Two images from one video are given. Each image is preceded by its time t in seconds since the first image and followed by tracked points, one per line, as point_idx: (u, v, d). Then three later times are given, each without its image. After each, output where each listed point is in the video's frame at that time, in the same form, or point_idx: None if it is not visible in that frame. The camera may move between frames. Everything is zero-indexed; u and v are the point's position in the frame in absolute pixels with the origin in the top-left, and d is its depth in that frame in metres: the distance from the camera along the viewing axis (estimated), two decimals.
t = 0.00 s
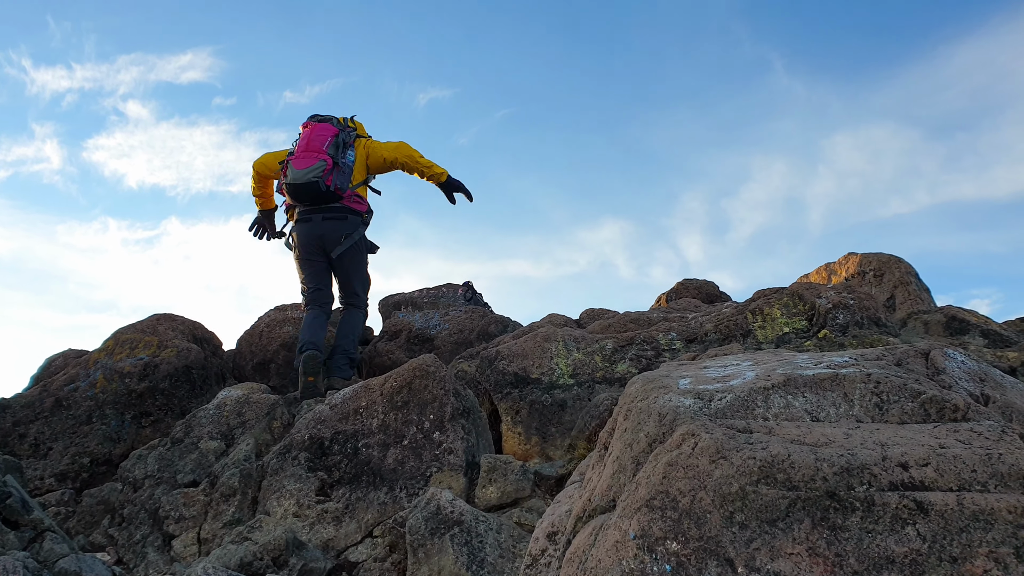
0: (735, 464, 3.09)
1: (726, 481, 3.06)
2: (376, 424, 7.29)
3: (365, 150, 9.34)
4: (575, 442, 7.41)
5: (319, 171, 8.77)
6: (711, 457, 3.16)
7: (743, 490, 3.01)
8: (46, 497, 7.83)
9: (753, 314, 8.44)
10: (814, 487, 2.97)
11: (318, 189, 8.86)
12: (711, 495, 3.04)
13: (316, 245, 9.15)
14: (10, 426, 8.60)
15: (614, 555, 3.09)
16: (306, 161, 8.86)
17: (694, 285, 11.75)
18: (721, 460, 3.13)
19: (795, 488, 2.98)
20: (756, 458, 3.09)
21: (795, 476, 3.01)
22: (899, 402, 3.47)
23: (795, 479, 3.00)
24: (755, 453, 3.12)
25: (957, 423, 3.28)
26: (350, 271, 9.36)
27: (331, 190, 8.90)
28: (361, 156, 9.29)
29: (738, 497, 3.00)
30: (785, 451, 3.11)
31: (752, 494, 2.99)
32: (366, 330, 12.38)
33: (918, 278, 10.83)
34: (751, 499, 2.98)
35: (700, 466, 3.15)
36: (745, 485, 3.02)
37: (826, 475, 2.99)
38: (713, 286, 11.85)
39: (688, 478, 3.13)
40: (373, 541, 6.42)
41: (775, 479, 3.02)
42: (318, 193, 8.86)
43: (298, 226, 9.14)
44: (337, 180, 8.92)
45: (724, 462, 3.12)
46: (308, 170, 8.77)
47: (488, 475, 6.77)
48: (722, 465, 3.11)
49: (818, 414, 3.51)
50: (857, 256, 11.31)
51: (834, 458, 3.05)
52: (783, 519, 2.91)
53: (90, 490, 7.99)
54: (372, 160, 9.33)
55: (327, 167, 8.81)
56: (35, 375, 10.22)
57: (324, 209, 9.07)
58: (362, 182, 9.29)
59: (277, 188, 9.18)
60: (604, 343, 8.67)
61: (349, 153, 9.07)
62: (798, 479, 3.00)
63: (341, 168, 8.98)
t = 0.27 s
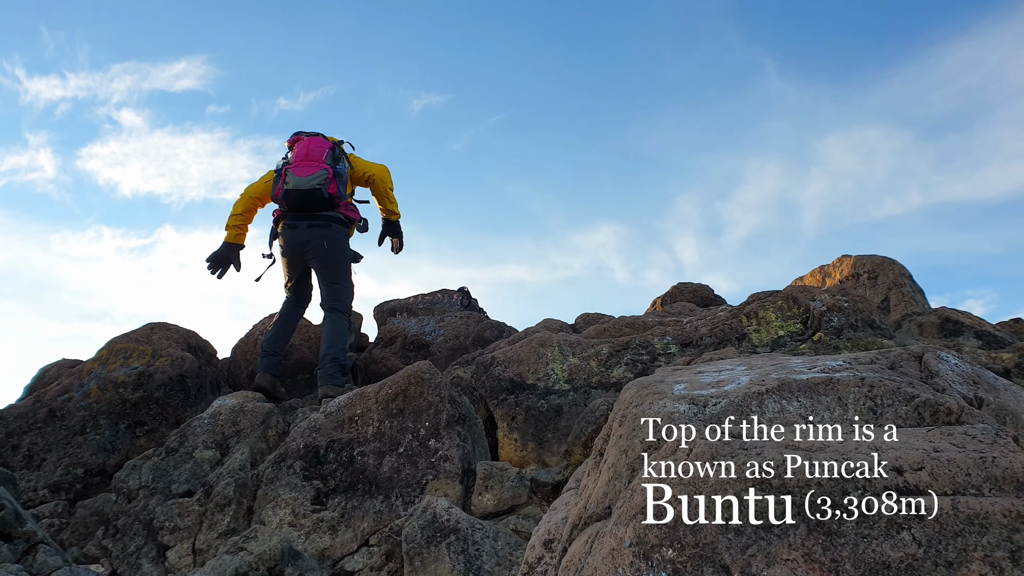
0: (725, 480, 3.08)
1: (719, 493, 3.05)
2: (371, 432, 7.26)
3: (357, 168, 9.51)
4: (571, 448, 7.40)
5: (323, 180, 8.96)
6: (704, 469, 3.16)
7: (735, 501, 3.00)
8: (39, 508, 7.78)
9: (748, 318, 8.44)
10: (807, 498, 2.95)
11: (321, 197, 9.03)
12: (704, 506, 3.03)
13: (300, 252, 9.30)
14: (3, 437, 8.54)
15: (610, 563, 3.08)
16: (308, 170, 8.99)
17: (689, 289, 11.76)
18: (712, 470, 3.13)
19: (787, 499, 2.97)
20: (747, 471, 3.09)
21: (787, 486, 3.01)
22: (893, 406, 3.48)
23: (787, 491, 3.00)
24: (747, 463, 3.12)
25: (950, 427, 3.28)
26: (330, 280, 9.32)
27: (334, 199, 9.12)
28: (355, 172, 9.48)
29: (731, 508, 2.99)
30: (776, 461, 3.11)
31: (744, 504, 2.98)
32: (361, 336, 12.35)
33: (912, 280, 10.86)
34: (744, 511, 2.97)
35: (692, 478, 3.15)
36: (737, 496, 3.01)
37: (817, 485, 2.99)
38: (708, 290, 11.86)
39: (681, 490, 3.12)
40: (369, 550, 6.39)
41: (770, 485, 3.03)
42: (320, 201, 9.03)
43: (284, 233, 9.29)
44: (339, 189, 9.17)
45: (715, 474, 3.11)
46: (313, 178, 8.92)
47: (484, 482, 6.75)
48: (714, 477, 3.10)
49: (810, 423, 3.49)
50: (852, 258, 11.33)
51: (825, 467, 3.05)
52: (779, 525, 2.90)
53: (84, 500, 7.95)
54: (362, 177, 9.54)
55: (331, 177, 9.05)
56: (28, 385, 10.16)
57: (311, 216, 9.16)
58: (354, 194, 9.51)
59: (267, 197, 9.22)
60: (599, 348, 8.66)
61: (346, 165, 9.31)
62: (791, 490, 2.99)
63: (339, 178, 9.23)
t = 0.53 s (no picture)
0: (725, 480, 3.11)
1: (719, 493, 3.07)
2: (366, 439, 7.24)
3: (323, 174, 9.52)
4: (566, 457, 7.39)
5: (289, 189, 9.00)
6: (703, 469, 3.18)
7: (735, 501, 3.02)
8: (31, 513, 7.73)
9: (743, 328, 8.45)
10: (806, 500, 2.97)
11: (290, 207, 9.10)
12: (704, 507, 3.04)
13: (284, 259, 9.43)
14: None
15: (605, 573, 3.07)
16: (273, 183, 9.06)
17: (685, 299, 11.77)
18: (712, 470, 3.15)
19: (786, 499, 2.99)
20: (746, 472, 3.12)
21: (785, 487, 3.04)
22: (888, 419, 3.48)
23: (785, 492, 3.02)
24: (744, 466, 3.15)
25: (945, 440, 3.29)
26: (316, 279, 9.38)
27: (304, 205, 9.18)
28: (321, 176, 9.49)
29: (731, 508, 3.01)
30: (773, 464, 3.15)
31: (745, 504, 3.00)
32: (356, 343, 12.33)
33: (907, 292, 10.89)
34: (744, 510, 2.99)
35: (692, 478, 3.17)
36: (736, 496, 3.03)
37: (815, 485, 3.01)
38: (704, 300, 11.88)
39: (681, 490, 3.14)
40: (363, 557, 6.38)
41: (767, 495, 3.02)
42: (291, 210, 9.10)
43: (266, 245, 9.47)
44: (307, 195, 9.21)
45: (715, 474, 3.14)
46: (280, 190, 8.98)
47: (479, 490, 6.73)
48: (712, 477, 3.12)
49: (812, 423, 3.55)
50: (847, 270, 11.36)
51: (820, 468, 3.10)
52: (774, 536, 2.90)
53: (77, 505, 7.90)
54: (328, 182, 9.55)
55: (297, 185, 9.09)
56: (22, 389, 10.11)
57: (286, 225, 9.27)
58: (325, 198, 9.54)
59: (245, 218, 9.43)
60: (595, 358, 8.66)
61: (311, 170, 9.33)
62: (790, 490, 3.01)
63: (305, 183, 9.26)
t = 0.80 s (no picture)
0: (725, 479, 3.10)
1: (718, 493, 3.06)
2: (365, 438, 7.22)
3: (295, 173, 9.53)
4: (565, 457, 7.38)
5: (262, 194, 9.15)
6: (704, 469, 3.17)
7: (735, 501, 3.01)
8: (30, 511, 7.72)
9: (743, 328, 8.45)
10: (806, 499, 2.96)
11: (268, 211, 9.24)
12: (704, 507, 3.04)
13: (279, 261, 9.60)
14: None
15: (605, 571, 3.06)
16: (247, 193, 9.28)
17: (684, 299, 11.77)
18: (712, 470, 3.15)
19: (786, 499, 2.98)
20: (746, 471, 3.11)
21: (785, 487, 3.03)
22: (889, 418, 3.48)
23: (785, 492, 3.01)
24: (744, 466, 3.14)
25: (945, 439, 3.29)
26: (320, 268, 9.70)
27: (278, 208, 9.28)
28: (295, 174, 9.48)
29: (731, 508, 3.00)
30: (773, 464, 3.14)
31: (745, 504, 2.99)
32: (356, 343, 12.32)
33: (906, 292, 10.89)
34: (744, 510, 2.98)
35: (692, 478, 3.16)
36: (736, 497, 3.02)
37: (815, 487, 3.00)
38: (703, 300, 11.87)
39: (681, 490, 3.13)
40: (362, 556, 6.37)
41: (767, 494, 3.02)
42: (268, 215, 9.24)
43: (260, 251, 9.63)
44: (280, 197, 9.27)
45: (715, 474, 3.12)
46: (251, 199, 9.16)
47: (477, 489, 6.73)
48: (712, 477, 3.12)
49: (811, 422, 3.54)
50: (847, 270, 11.35)
51: (820, 468, 3.08)
52: (774, 535, 2.90)
53: (75, 504, 7.88)
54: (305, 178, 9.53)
55: (266, 190, 9.18)
56: (21, 388, 10.10)
57: (272, 229, 9.43)
58: (305, 194, 9.54)
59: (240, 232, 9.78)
60: (594, 357, 8.65)
61: (284, 171, 9.39)
62: (790, 490, 3.00)
63: (278, 185, 9.33)
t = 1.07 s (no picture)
0: (725, 478, 3.10)
1: (718, 493, 3.05)
2: (365, 435, 7.21)
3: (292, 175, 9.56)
4: (566, 453, 7.38)
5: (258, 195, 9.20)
6: (703, 469, 3.16)
7: (736, 500, 3.00)
8: (32, 509, 7.72)
9: (743, 324, 8.44)
10: (807, 496, 2.96)
11: (265, 212, 9.28)
12: (704, 506, 3.03)
13: (278, 262, 9.64)
14: None
15: (606, 568, 3.06)
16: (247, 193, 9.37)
17: (684, 295, 11.77)
18: (712, 470, 3.14)
19: (786, 499, 2.97)
20: (746, 472, 3.10)
21: (785, 487, 3.02)
22: (891, 413, 3.47)
23: (786, 490, 3.00)
24: (744, 466, 3.12)
25: (947, 434, 3.29)
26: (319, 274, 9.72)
27: (277, 208, 9.30)
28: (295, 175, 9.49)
29: (731, 508, 2.99)
30: (772, 464, 3.13)
31: (745, 504, 2.98)
32: (356, 340, 12.32)
33: (907, 287, 10.89)
34: (744, 509, 2.97)
35: (692, 478, 3.15)
36: (736, 496, 3.01)
37: (815, 485, 2.99)
38: (704, 296, 11.87)
39: (681, 490, 3.12)
40: (364, 553, 6.38)
41: (767, 490, 3.02)
42: (266, 215, 9.28)
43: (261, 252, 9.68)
44: (278, 198, 9.29)
45: (714, 474, 3.11)
46: (250, 199, 9.25)
47: (478, 486, 6.73)
48: (712, 477, 3.11)
49: (810, 423, 3.50)
50: (847, 265, 11.34)
51: (820, 468, 3.06)
52: (775, 531, 2.90)
53: (76, 502, 7.89)
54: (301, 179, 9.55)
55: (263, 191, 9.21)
56: (22, 386, 10.09)
57: (272, 229, 9.48)
58: (303, 195, 9.55)
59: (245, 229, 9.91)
60: (594, 353, 8.65)
61: (282, 172, 9.41)
62: (791, 490, 3.00)
63: (277, 186, 9.35)
